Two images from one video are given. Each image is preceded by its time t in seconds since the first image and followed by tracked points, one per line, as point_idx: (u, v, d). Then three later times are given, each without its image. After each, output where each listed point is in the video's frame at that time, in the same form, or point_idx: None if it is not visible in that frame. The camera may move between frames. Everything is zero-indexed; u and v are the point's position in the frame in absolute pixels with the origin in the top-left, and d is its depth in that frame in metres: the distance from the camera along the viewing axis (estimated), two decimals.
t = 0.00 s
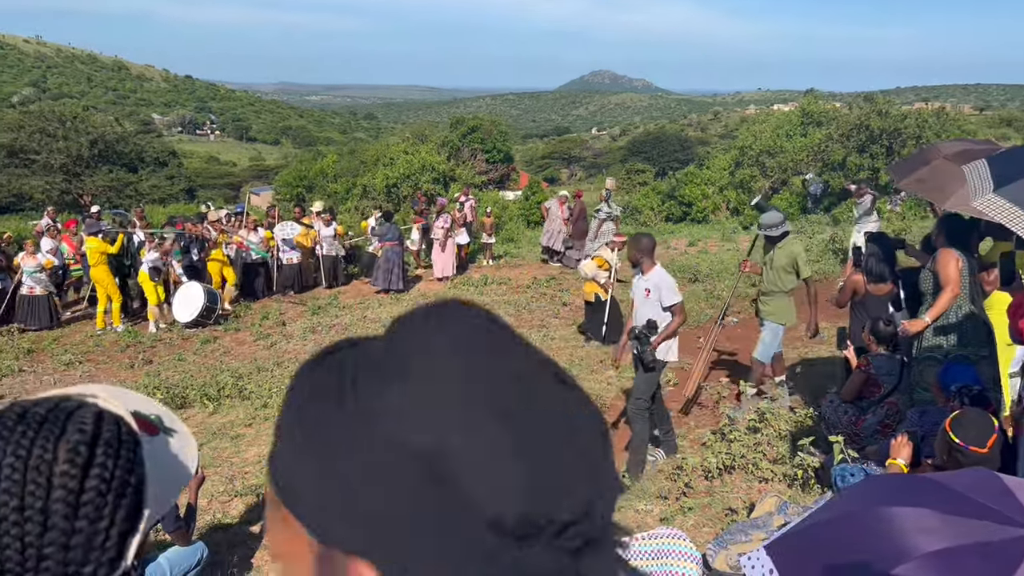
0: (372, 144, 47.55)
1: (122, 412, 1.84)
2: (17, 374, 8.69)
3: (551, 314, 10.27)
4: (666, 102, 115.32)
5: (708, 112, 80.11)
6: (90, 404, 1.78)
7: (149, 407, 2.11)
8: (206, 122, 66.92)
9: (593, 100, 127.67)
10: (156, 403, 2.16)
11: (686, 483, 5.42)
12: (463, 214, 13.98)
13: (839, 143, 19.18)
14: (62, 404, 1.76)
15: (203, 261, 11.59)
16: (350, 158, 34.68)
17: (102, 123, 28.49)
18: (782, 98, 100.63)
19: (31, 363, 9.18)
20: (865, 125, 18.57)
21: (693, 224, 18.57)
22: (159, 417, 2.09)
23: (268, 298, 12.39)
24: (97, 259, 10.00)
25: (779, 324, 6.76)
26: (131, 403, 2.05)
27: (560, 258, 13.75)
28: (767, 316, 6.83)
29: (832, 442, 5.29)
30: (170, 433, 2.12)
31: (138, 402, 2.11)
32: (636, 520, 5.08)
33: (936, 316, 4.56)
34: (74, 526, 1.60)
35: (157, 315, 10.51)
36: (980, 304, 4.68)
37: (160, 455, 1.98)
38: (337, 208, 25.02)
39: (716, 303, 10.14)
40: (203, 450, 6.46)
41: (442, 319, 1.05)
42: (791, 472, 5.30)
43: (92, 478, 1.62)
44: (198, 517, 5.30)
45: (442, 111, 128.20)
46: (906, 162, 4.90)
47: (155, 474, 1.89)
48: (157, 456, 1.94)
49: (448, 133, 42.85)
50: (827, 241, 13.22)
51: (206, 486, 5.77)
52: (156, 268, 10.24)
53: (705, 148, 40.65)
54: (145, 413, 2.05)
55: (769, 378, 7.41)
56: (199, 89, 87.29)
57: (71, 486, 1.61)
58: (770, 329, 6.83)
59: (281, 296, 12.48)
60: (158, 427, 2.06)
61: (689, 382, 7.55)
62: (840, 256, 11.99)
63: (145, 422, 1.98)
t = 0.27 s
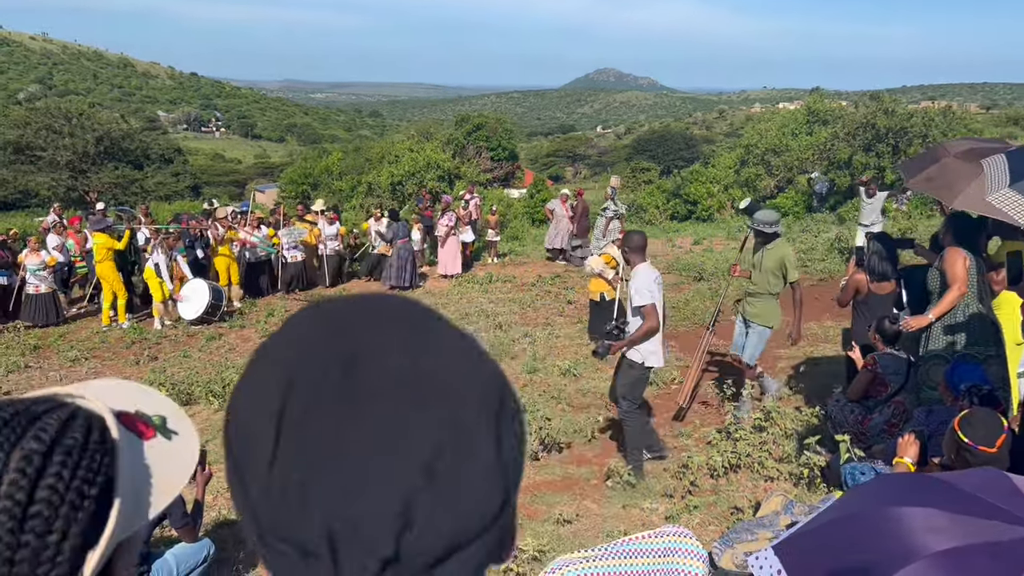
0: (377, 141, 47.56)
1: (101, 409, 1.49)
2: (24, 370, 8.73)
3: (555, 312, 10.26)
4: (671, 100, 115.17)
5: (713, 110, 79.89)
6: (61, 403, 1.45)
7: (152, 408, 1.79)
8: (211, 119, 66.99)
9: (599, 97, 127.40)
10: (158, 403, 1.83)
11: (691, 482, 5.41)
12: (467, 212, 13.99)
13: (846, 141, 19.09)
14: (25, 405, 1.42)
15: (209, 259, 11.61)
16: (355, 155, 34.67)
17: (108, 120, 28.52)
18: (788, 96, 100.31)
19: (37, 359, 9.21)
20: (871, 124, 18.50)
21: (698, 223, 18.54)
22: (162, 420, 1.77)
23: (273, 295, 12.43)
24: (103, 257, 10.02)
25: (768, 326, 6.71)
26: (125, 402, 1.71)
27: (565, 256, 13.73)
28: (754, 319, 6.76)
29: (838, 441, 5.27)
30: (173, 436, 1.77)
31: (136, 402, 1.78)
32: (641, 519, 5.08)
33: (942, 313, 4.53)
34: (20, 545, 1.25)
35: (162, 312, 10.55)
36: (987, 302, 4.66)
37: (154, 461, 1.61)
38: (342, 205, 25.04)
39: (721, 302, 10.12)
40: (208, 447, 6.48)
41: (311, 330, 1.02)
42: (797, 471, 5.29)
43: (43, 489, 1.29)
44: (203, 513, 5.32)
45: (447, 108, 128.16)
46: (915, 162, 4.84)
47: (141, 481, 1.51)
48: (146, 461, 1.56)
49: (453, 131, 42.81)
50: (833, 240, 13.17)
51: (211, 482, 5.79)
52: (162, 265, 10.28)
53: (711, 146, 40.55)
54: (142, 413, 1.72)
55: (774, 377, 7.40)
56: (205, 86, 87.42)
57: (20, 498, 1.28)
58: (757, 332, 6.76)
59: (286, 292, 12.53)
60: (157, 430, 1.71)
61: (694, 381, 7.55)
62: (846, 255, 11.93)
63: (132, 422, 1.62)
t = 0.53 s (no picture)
0: (381, 138, 47.57)
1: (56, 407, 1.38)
2: (29, 367, 8.75)
3: (560, 310, 10.26)
4: (675, 98, 115.07)
5: (718, 108, 79.72)
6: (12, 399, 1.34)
7: (116, 412, 1.70)
8: (216, 116, 67.04)
9: (603, 95, 127.20)
10: (121, 411, 1.74)
11: (696, 480, 5.41)
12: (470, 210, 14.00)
13: (850, 140, 19.05)
14: None
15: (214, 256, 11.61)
16: (359, 152, 34.67)
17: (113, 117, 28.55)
18: (792, 94, 100.06)
19: (42, 355, 9.24)
20: (876, 122, 18.46)
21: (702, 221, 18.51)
22: (127, 425, 1.67)
23: (276, 292, 12.47)
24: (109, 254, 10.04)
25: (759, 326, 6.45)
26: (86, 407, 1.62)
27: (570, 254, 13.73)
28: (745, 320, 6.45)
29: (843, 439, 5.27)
30: (137, 443, 1.66)
31: (103, 405, 1.70)
32: (645, 517, 5.08)
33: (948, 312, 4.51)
34: None
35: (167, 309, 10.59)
36: (995, 301, 4.59)
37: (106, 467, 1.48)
38: (346, 203, 25.06)
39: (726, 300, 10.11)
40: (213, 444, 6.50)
41: (294, 330, 1.05)
42: (802, 470, 5.28)
43: None
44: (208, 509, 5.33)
45: (451, 106, 128.08)
46: (923, 160, 4.82)
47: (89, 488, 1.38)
48: (96, 467, 1.43)
49: (457, 128, 42.79)
50: (838, 239, 13.15)
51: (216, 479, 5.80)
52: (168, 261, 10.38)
53: (715, 144, 40.51)
54: (102, 417, 1.62)
55: (779, 376, 7.40)
56: (209, 83, 87.49)
57: None
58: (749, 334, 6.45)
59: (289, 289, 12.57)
60: (117, 435, 1.60)
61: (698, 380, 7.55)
62: (850, 253, 11.91)
63: (91, 425, 1.53)
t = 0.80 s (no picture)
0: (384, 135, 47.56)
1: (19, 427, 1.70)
2: (32, 363, 8.78)
3: (562, 308, 10.26)
4: (679, 95, 114.87)
5: (721, 106, 79.55)
6: None
7: (89, 423, 2.02)
8: (219, 113, 67.09)
9: (606, 93, 127.01)
10: (100, 418, 2.07)
11: (698, 479, 5.41)
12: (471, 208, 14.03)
13: (854, 138, 19.01)
14: None
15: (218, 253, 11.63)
16: (362, 150, 34.68)
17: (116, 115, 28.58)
18: (796, 91, 99.78)
19: (46, 352, 9.26)
20: (880, 120, 18.42)
21: (705, 219, 18.49)
22: (95, 436, 1.99)
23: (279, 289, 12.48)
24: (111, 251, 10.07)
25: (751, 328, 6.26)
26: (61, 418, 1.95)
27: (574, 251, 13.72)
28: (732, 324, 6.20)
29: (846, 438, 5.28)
30: (106, 452, 1.98)
31: (75, 415, 2.01)
32: (647, 515, 5.08)
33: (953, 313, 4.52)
34: None
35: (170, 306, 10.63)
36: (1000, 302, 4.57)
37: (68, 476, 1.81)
38: (349, 200, 25.07)
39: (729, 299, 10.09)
40: (216, 441, 6.52)
41: (337, 325, 0.94)
42: (805, 469, 5.28)
43: None
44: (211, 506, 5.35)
45: (454, 104, 128.02)
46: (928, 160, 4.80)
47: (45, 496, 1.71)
48: (56, 477, 1.76)
49: (460, 126, 42.76)
50: (841, 237, 13.12)
51: (219, 476, 5.81)
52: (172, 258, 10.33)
53: (719, 142, 40.45)
54: (74, 430, 1.95)
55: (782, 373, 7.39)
56: (212, 80, 87.55)
57: None
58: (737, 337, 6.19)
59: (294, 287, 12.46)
60: (83, 447, 1.92)
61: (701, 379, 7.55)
62: (853, 251, 11.88)
63: (57, 438, 1.86)
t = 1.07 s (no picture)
0: (386, 134, 47.55)
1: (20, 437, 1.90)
2: (33, 362, 8.79)
3: (564, 307, 10.26)
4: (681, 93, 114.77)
5: (722, 104, 79.48)
6: None
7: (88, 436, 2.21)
8: (221, 111, 67.10)
9: (608, 92, 126.92)
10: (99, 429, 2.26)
11: (699, 478, 5.41)
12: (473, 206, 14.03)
13: (855, 136, 19.00)
14: None
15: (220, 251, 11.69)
16: (363, 149, 34.69)
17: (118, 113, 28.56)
18: (798, 90, 99.67)
19: (47, 350, 9.27)
20: (882, 118, 18.39)
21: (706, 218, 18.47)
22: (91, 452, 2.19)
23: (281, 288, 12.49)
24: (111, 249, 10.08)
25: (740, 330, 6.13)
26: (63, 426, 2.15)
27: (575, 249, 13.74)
28: (723, 323, 6.15)
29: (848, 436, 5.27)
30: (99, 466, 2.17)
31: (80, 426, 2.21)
32: (648, 514, 5.08)
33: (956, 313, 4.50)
34: None
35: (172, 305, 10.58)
36: (1002, 300, 4.56)
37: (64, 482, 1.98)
38: (351, 199, 25.08)
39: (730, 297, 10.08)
40: (217, 439, 6.52)
41: (346, 328, 0.91)
42: (807, 468, 5.27)
43: None
44: (212, 505, 5.35)
45: (455, 102, 127.98)
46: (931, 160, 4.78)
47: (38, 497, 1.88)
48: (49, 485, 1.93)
49: (462, 125, 42.75)
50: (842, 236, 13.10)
51: (220, 475, 5.82)
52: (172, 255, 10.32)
53: (721, 141, 40.41)
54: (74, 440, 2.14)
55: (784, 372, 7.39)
56: (214, 78, 87.56)
57: None
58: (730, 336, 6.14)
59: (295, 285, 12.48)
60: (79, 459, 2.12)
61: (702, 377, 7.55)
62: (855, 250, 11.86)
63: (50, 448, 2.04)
